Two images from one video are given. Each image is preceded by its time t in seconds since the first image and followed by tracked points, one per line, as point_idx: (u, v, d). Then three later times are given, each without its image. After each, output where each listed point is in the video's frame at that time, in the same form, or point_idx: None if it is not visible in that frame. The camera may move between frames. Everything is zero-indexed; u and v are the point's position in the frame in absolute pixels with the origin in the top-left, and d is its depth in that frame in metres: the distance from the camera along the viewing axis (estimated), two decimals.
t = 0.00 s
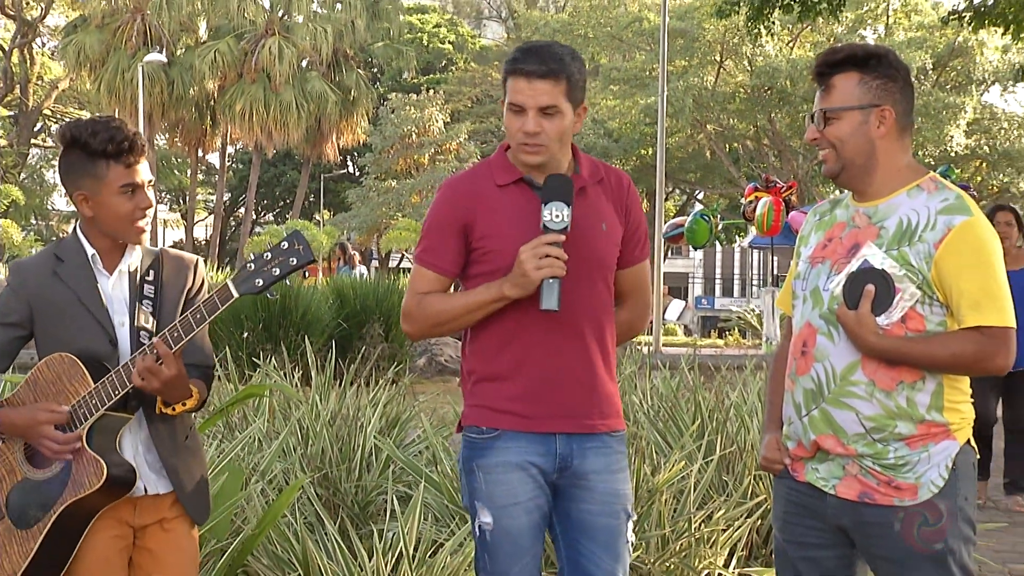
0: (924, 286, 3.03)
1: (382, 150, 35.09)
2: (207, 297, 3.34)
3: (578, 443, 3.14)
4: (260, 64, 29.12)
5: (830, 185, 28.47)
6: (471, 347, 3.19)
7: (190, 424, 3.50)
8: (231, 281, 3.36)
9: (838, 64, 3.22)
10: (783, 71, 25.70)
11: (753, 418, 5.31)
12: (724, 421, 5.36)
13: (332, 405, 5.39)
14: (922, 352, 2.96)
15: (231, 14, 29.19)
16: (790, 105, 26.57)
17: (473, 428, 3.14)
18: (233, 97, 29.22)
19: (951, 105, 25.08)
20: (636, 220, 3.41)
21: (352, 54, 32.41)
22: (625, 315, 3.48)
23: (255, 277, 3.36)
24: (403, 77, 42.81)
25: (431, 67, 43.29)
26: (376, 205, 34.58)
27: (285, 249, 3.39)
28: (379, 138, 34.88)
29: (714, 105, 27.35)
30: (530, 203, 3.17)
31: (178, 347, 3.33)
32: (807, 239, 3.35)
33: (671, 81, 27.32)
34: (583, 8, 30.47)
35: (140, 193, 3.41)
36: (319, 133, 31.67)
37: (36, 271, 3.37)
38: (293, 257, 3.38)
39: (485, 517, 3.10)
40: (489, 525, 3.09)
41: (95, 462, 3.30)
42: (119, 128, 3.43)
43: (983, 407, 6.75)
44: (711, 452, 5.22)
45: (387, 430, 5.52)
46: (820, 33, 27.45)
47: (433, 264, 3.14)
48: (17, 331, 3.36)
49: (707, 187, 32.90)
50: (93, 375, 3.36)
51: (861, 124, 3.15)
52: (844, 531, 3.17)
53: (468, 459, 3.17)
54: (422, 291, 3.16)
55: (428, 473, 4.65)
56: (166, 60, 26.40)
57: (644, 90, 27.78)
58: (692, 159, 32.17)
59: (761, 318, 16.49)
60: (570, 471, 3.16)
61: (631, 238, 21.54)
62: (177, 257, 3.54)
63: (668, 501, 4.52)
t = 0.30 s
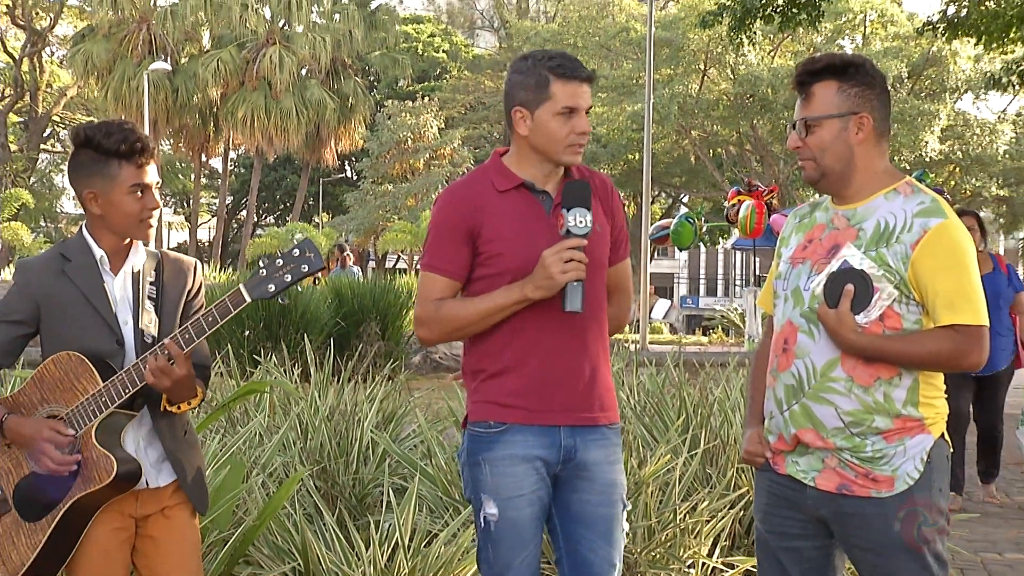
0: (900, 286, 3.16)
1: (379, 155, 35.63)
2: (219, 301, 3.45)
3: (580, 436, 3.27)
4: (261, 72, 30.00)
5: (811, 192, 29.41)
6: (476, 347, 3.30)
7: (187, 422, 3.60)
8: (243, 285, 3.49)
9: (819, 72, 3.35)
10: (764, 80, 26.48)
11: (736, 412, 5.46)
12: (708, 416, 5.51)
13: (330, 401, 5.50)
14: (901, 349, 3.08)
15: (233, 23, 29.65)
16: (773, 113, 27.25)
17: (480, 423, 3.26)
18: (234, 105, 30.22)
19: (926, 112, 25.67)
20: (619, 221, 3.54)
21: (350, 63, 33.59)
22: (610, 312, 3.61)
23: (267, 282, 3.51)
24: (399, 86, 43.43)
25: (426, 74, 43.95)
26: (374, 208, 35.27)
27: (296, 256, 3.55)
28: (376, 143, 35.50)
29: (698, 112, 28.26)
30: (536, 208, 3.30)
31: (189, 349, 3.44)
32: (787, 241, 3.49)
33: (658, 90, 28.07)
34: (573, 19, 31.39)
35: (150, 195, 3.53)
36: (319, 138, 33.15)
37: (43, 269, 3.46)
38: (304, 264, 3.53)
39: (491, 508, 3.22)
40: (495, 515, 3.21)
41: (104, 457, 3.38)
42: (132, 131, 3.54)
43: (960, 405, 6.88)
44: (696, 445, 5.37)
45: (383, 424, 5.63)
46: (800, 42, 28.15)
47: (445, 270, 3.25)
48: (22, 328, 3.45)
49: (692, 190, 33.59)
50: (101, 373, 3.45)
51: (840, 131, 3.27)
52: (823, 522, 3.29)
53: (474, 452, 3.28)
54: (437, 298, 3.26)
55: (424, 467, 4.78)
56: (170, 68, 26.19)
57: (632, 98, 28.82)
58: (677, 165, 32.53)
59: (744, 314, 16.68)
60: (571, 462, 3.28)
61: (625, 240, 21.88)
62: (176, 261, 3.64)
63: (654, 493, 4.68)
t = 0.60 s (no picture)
0: (877, 284, 3.30)
1: (377, 160, 36.47)
2: (228, 298, 3.62)
3: (578, 426, 3.41)
4: (263, 80, 32.29)
5: (792, 196, 30.17)
6: (481, 346, 3.38)
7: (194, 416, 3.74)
8: (250, 282, 3.66)
9: (801, 79, 3.48)
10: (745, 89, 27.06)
11: (720, 407, 5.62)
12: (693, 410, 5.66)
13: (330, 396, 5.64)
14: (879, 345, 3.22)
15: (237, 34, 32.05)
16: (755, 120, 27.94)
17: (485, 418, 3.35)
18: (239, 112, 32.39)
19: (902, 119, 26.08)
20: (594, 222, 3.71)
21: (349, 72, 35.55)
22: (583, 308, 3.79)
23: (275, 279, 3.69)
24: (396, 93, 43.97)
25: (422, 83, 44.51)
26: (372, 211, 36.27)
27: (301, 254, 3.75)
28: (374, 149, 36.23)
29: (683, 119, 28.69)
30: (538, 210, 3.42)
31: (200, 345, 3.58)
32: (769, 242, 3.62)
33: (645, 98, 28.82)
34: (563, 29, 32.24)
35: (155, 204, 3.65)
36: (320, 143, 34.76)
37: (53, 272, 3.55)
38: (309, 262, 3.73)
39: (496, 500, 3.31)
40: (500, 507, 3.31)
41: (120, 452, 3.49)
42: (140, 142, 3.65)
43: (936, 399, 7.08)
44: (680, 438, 5.53)
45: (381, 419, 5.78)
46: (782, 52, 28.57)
47: (460, 273, 3.29)
48: (35, 329, 3.55)
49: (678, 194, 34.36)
50: (114, 371, 3.56)
51: (821, 136, 3.42)
52: (803, 512, 3.43)
53: (477, 446, 3.37)
54: (455, 301, 3.28)
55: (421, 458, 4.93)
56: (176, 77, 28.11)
57: (620, 105, 28.98)
58: (663, 168, 33.58)
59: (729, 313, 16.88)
60: (569, 452, 3.41)
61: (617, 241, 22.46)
62: (178, 262, 3.77)
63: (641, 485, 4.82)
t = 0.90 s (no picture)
0: (859, 283, 3.46)
1: (382, 164, 37.27)
2: (248, 299, 3.77)
3: (575, 417, 3.58)
4: (272, 88, 33.49)
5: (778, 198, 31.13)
6: (490, 346, 3.51)
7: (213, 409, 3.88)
8: (271, 284, 3.83)
9: (783, 89, 3.65)
10: (734, 96, 28.14)
11: (711, 401, 5.80)
12: (684, 404, 5.84)
13: (337, 390, 5.81)
14: (862, 339, 3.37)
15: (247, 44, 33.73)
16: (742, 126, 29.22)
17: (489, 412, 3.49)
18: (249, 117, 33.74)
19: (882, 125, 26.64)
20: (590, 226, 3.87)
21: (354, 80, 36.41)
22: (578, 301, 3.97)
23: (294, 280, 3.88)
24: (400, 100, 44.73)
25: (425, 91, 45.49)
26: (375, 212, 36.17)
27: (320, 256, 3.92)
28: (379, 153, 37.11)
29: (674, 125, 29.53)
30: (542, 216, 3.57)
31: (222, 343, 3.73)
32: (756, 243, 3.79)
33: (637, 104, 29.80)
34: (559, 38, 33.03)
35: (167, 210, 3.76)
36: (326, 149, 35.99)
37: (77, 273, 3.67)
38: (327, 264, 3.91)
39: (498, 489, 3.46)
40: (503, 496, 3.46)
41: (143, 444, 3.61)
42: (156, 151, 3.74)
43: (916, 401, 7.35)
44: (672, 430, 5.71)
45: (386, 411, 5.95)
46: (768, 60, 29.56)
47: (474, 278, 3.39)
48: (60, 325, 3.66)
49: (668, 196, 34.82)
50: (138, 368, 3.67)
51: (803, 142, 3.58)
52: (789, 500, 3.59)
53: (481, 438, 3.51)
54: (472, 308, 3.39)
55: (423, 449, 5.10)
56: (189, 85, 29.88)
57: (613, 112, 30.10)
58: (656, 173, 34.31)
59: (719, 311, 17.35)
60: (567, 441, 3.57)
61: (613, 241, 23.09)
62: (197, 263, 3.91)
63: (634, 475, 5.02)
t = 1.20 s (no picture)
0: (844, 280, 3.63)
1: (390, 166, 39.01)
2: (284, 304, 3.86)
3: (587, 412, 3.71)
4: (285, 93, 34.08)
5: (767, 199, 32.48)
6: (503, 336, 3.66)
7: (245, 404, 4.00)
8: (303, 292, 3.95)
9: (773, 93, 3.81)
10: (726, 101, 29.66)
11: (703, 392, 6.01)
12: (677, 395, 6.04)
13: (346, 382, 5.99)
14: (844, 333, 3.53)
15: (261, 52, 33.90)
16: (733, 130, 30.66)
17: (504, 404, 3.63)
18: (262, 123, 34.35)
19: (867, 129, 28.23)
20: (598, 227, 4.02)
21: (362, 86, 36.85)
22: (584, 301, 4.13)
23: (325, 290, 3.99)
24: (405, 106, 46.41)
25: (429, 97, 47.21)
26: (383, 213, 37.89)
27: (351, 268, 4.03)
28: (387, 156, 38.65)
29: (669, 129, 31.41)
30: (551, 213, 3.72)
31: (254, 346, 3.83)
32: (746, 242, 3.96)
33: (632, 110, 31.39)
34: (559, 47, 34.21)
35: (198, 212, 3.86)
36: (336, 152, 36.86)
37: (114, 270, 3.78)
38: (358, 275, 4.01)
39: (511, 478, 3.59)
40: (515, 485, 3.59)
41: (173, 440, 3.72)
42: (191, 153, 3.84)
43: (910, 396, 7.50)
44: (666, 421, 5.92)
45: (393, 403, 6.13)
46: (758, 68, 31.08)
47: (485, 267, 3.55)
48: (93, 317, 3.78)
49: (663, 198, 37.00)
50: (171, 365, 3.79)
51: (792, 145, 3.74)
52: (778, 488, 3.75)
53: (496, 429, 3.65)
54: (482, 293, 3.54)
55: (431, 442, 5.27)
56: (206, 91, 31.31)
57: (608, 117, 31.31)
58: (650, 174, 35.85)
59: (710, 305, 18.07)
60: (578, 434, 3.71)
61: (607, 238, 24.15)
62: (229, 265, 4.02)
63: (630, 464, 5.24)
